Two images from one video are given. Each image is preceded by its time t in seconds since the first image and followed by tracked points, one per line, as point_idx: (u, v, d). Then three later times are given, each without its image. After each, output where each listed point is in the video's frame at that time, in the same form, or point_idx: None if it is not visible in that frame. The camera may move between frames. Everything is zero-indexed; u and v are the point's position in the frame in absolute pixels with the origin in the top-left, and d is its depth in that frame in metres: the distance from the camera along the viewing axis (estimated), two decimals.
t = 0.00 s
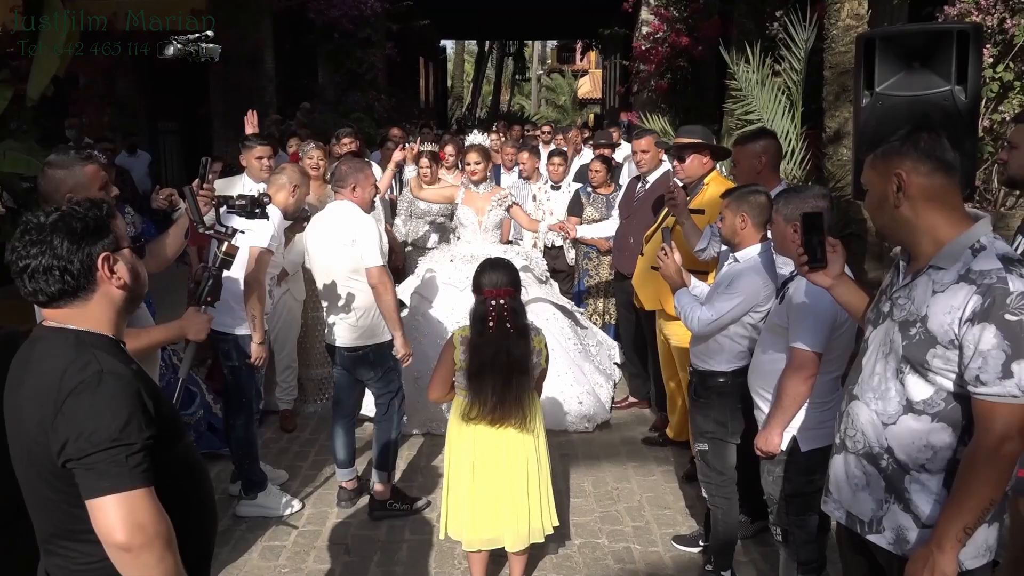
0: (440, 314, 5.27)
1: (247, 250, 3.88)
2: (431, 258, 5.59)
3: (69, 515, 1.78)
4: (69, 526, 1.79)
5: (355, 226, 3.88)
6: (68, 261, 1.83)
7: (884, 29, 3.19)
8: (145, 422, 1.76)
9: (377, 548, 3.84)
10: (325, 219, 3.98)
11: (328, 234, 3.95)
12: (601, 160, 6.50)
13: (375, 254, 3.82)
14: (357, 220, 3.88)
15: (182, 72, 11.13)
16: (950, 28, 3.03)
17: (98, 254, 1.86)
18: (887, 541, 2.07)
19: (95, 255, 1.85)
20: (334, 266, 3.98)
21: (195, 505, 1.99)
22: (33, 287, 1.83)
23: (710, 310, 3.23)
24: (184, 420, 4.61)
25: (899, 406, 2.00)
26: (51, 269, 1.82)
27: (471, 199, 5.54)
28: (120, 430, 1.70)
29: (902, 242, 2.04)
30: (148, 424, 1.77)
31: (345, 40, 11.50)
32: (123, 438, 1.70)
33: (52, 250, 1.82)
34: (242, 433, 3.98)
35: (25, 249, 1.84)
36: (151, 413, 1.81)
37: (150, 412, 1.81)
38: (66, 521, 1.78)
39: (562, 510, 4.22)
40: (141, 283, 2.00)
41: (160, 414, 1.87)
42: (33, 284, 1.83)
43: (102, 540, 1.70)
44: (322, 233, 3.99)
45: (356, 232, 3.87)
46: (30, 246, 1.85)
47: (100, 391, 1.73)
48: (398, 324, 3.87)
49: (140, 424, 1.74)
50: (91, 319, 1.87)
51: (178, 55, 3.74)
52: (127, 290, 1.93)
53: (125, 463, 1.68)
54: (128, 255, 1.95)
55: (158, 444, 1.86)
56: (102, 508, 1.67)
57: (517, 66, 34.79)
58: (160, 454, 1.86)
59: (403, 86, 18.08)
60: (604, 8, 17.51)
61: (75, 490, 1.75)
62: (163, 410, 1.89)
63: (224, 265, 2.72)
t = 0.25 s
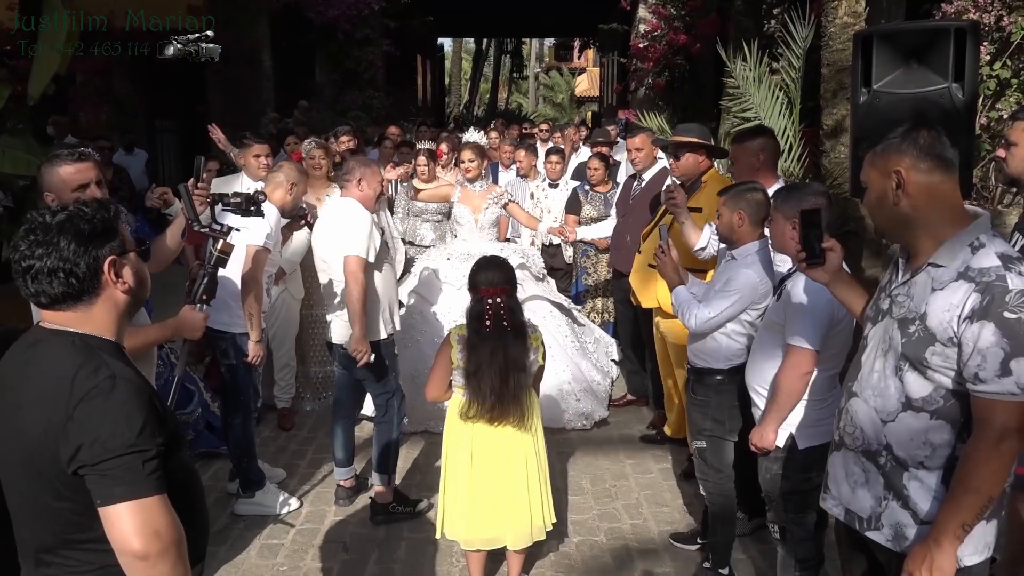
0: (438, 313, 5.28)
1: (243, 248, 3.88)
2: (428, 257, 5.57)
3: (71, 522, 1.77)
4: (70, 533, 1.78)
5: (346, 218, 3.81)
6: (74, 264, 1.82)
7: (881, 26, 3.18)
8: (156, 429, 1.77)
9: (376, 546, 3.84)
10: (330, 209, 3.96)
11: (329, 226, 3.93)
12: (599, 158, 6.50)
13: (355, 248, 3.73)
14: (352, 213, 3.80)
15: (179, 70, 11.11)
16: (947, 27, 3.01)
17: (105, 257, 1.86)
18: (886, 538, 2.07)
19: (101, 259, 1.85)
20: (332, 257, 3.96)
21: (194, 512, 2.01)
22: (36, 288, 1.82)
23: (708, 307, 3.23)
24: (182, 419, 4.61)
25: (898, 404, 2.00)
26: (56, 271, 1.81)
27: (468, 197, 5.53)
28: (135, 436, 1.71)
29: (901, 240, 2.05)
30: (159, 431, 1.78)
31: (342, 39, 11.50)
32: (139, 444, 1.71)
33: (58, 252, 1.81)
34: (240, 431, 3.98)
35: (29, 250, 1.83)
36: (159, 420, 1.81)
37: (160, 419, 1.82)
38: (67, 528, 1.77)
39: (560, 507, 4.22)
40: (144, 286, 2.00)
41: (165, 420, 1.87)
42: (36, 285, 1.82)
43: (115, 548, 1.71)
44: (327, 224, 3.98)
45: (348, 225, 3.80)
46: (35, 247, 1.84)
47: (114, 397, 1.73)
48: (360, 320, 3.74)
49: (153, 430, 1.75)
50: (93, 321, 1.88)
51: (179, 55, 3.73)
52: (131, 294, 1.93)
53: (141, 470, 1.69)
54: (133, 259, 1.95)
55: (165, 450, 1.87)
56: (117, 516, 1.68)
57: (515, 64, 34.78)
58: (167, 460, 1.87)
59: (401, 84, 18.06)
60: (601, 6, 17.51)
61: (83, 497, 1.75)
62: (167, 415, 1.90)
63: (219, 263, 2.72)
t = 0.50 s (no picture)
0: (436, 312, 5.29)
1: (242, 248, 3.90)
2: (426, 256, 5.58)
3: (56, 522, 1.79)
4: (57, 532, 1.81)
5: (355, 225, 3.77)
6: (57, 269, 1.82)
7: (880, 25, 3.18)
8: (135, 432, 1.77)
9: (375, 544, 3.85)
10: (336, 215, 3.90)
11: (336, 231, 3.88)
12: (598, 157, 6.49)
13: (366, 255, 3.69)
14: (362, 219, 3.77)
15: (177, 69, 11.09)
16: (945, 26, 3.00)
17: (88, 262, 1.85)
18: (885, 536, 2.08)
19: (84, 264, 1.85)
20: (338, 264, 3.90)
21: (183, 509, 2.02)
22: (20, 292, 1.82)
23: (707, 305, 3.25)
24: (181, 418, 4.61)
25: (898, 402, 2.01)
26: (39, 276, 1.81)
27: (466, 196, 5.55)
28: (112, 441, 1.71)
29: (900, 239, 2.05)
30: (138, 434, 1.78)
31: (341, 38, 11.50)
32: (115, 449, 1.71)
33: (41, 256, 1.81)
34: (239, 430, 3.98)
35: (13, 253, 1.83)
36: (140, 422, 1.81)
37: (140, 422, 1.82)
38: (53, 527, 1.80)
39: (559, 505, 4.23)
40: (128, 289, 2.00)
41: (149, 421, 1.88)
42: (19, 289, 1.82)
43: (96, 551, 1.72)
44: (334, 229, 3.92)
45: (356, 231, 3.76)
46: (19, 251, 1.84)
47: (90, 404, 1.73)
48: (376, 327, 3.70)
49: (131, 435, 1.75)
50: (77, 325, 1.88)
51: (180, 56, 3.71)
52: (115, 298, 1.93)
53: (117, 475, 1.70)
54: (118, 262, 1.95)
55: (148, 452, 1.87)
56: (95, 520, 1.68)
57: (513, 63, 34.76)
58: (149, 461, 1.88)
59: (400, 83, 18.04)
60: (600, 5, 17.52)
61: (65, 500, 1.76)
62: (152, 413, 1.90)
63: (214, 263, 2.66)
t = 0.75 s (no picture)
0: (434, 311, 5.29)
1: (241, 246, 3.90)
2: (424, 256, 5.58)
3: (43, 510, 1.81)
4: (47, 519, 1.82)
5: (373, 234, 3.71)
6: (44, 263, 1.82)
7: (878, 25, 3.20)
8: (118, 424, 1.78)
9: (374, 544, 3.85)
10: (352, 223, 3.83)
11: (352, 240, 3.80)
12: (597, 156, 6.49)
13: (386, 265, 3.64)
14: (379, 228, 3.71)
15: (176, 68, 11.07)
16: (943, 25, 3.01)
17: (75, 257, 1.86)
18: (883, 534, 2.08)
19: (71, 258, 1.85)
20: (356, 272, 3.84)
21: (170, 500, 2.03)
22: (6, 285, 1.82)
23: (705, 305, 3.27)
24: (178, 418, 4.60)
25: (896, 401, 2.01)
26: (26, 270, 1.81)
27: (466, 196, 5.55)
28: (93, 433, 1.72)
29: (899, 239, 2.05)
30: (121, 426, 1.78)
31: (340, 37, 11.49)
32: (97, 441, 1.72)
33: (28, 251, 1.81)
34: (237, 429, 3.98)
35: None
36: (125, 415, 1.82)
37: (124, 414, 1.82)
38: (43, 515, 1.82)
39: (558, 505, 4.23)
40: (115, 284, 2.01)
41: (135, 414, 1.88)
42: (6, 283, 1.81)
43: (76, 540, 1.72)
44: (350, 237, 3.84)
45: (373, 240, 3.69)
46: (6, 245, 1.83)
47: (72, 396, 1.74)
48: (406, 338, 3.67)
49: (113, 427, 1.76)
50: (64, 319, 1.88)
51: (180, 55, 3.70)
52: (101, 293, 1.93)
53: (98, 466, 1.70)
54: (104, 258, 1.96)
55: (132, 445, 1.87)
56: (75, 509, 1.68)
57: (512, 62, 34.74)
58: (133, 453, 1.88)
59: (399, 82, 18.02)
60: (599, 4, 17.50)
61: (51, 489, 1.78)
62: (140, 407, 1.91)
63: (208, 263, 2.69)
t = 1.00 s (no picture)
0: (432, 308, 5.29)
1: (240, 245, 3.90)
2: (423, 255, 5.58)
3: (42, 502, 1.81)
4: (48, 512, 1.82)
5: (394, 238, 3.64)
6: (42, 259, 1.82)
7: (877, 25, 3.19)
8: (115, 416, 1.77)
9: (372, 543, 3.85)
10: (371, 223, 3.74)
11: (371, 241, 3.73)
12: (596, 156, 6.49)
13: (409, 270, 3.60)
14: (399, 230, 3.65)
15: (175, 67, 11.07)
16: (941, 24, 3.01)
17: (72, 253, 1.86)
18: (881, 533, 2.08)
19: (68, 254, 1.85)
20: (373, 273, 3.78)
21: (170, 490, 2.03)
22: (4, 281, 1.81)
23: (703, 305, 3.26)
24: (174, 419, 4.58)
25: (894, 400, 2.01)
26: (24, 266, 1.81)
27: (466, 195, 5.54)
28: (89, 425, 1.71)
29: (898, 238, 2.05)
30: (118, 418, 1.78)
31: (338, 36, 11.47)
32: (93, 433, 1.71)
33: (26, 246, 1.81)
34: (236, 429, 3.97)
35: None
36: (122, 407, 1.81)
37: (121, 406, 1.82)
38: (43, 508, 1.82)
39: (556, 504, 4.23)
40: (112, 280, 2.01)
41: (132, 407, 1.88)
42: (4, 278, 1.81)
43: (74, 530, 1.72)
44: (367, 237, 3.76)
45: (394, 243, 3.64)
46: (4, 241, 1.83)
47: (69, 387, 1.74)
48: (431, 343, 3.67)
49: (110, 418, 1.75)
50: (61, 314, 1.87)
51: (179, 55, 3.70)
52: (98, 289, 1.93)
53: (95, 458, 1.70)
54: (102, 254, 1.95)
55: (129, 437, 1.87)
56: (72, 499, 1.68)
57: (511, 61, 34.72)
58: (130, 447, 1.88)
59: (398, 81, 18.00)
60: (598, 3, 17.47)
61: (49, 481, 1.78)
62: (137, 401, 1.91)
63: (204, 264, 2.70)
